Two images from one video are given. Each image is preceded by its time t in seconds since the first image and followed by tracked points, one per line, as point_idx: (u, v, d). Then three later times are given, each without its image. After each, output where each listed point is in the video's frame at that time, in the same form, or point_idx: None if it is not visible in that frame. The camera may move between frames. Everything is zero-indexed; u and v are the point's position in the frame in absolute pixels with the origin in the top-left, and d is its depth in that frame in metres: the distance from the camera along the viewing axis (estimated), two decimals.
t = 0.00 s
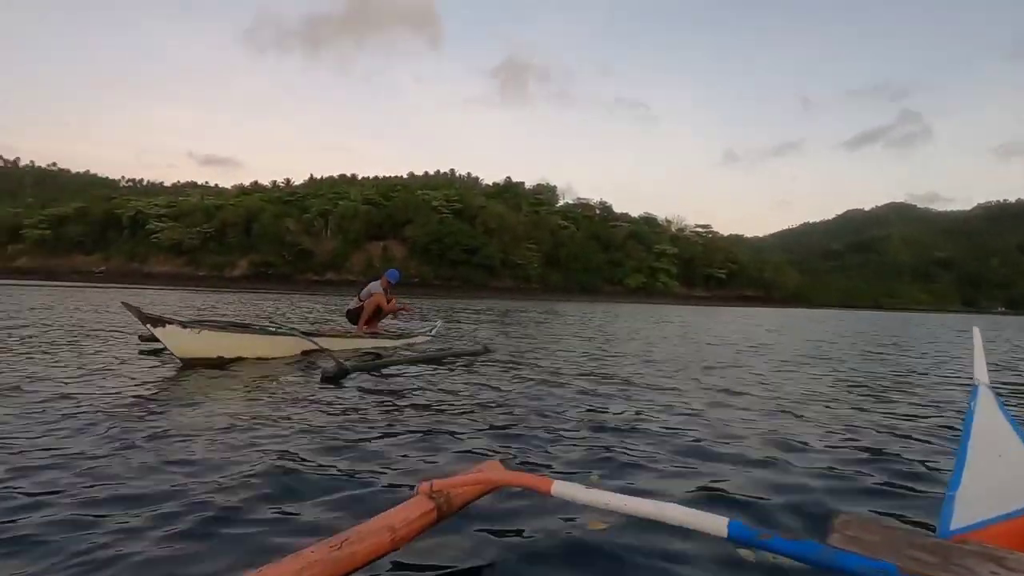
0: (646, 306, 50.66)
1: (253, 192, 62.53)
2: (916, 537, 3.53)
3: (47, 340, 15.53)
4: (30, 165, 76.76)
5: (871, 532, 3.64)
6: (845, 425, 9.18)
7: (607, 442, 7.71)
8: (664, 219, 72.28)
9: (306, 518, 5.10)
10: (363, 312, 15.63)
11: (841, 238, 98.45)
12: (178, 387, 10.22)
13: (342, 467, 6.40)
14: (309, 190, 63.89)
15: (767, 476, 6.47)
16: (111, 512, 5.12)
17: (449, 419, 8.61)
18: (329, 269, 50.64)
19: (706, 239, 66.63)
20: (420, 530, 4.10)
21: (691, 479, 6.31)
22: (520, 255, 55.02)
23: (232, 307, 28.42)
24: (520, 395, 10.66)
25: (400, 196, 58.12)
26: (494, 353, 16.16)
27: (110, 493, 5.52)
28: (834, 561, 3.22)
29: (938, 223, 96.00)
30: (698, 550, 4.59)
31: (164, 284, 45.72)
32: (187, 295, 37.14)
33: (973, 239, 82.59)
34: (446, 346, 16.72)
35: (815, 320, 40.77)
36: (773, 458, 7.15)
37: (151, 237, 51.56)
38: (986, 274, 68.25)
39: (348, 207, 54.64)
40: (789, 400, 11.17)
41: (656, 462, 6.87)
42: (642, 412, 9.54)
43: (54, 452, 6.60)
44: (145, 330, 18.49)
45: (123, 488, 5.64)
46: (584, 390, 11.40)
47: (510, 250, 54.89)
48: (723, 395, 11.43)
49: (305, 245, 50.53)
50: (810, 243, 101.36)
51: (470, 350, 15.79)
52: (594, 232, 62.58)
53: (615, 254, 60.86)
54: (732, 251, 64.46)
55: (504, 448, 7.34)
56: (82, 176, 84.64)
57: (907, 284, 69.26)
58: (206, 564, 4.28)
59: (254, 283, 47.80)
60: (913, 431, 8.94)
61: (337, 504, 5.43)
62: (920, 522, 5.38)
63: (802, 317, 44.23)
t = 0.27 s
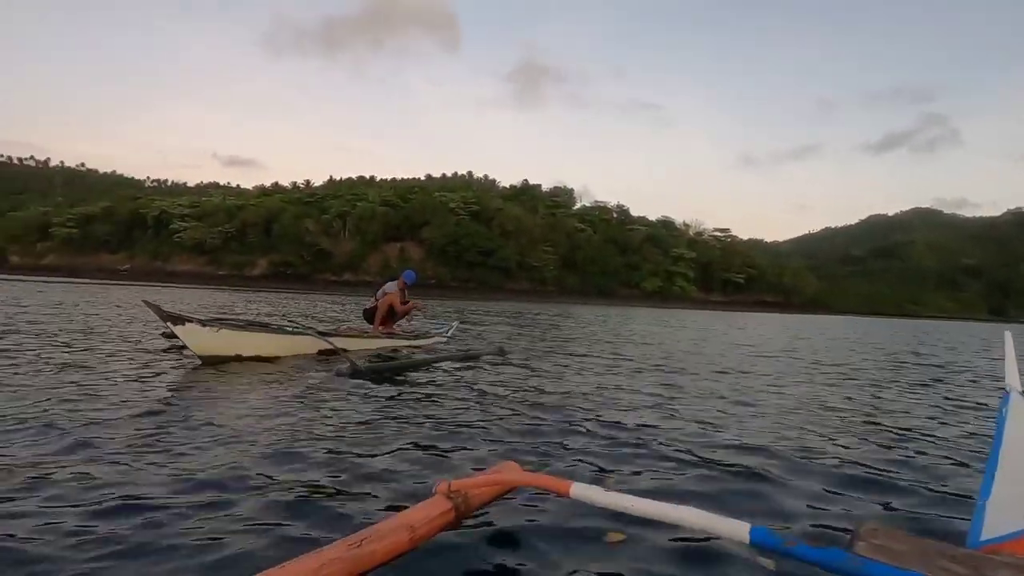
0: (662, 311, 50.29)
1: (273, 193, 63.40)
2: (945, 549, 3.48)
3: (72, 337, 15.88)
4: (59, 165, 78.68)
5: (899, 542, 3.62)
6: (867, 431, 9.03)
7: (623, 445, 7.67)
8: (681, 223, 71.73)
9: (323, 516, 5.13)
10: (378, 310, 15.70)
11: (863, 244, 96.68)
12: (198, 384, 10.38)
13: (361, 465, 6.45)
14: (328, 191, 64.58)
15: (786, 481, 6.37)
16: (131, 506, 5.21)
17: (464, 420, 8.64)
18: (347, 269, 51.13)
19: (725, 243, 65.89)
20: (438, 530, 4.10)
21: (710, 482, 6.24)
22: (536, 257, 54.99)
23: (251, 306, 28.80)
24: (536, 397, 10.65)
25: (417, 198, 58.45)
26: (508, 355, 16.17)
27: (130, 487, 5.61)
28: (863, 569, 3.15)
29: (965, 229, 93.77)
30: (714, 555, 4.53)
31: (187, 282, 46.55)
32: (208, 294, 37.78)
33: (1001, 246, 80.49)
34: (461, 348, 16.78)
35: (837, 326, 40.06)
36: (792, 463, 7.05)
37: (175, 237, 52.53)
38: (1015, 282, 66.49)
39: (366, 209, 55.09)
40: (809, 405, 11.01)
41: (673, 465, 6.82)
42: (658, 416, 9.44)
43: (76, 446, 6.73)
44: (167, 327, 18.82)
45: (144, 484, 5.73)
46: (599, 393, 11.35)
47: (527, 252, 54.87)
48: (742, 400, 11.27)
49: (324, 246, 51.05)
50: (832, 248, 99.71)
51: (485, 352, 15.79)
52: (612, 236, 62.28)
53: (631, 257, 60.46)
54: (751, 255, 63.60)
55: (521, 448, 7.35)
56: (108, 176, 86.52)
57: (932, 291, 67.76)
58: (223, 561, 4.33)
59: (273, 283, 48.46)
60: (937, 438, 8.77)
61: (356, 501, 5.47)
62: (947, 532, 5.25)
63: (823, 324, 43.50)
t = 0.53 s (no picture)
0: (670, 311, 50.14)
1: (283, 193, 63.85)
2: (957, 549, 3.52)
3: (84, 335, 16.07)
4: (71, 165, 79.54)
5: (906, 542, 3.61)
6: (875, 433, 9.00)
7: (629, 446, 7.65)
8: (690, 223, 71.45)
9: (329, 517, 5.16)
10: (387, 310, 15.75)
11: (874, 245, 95.75)
12: (206, 384, 10.47)
13: (368, 466, 6.51)
14: (337, 192, 64.91)
15: (792, 483, 6.33)
16: (138, 507, 5.27)
17: (469, 421, 8.67)
18: (356, 269, 51.42)
19: (733, 243, 65.55)
20: (443, 531, 4.11)
21: (716, 484, 6.23)
22: (544, 258, 55.03)
23: (260, 305, 29.01)
24: (541, 397, 10.66)
25: (425, 199, 58.66)
26: (514, 355, 16.23)
27: (137, 487, 5.68)
28: (869, 569, 3.14)
29: (978, 230, 92.65)
30: (718, 561, 4.50)
31: (197, 282, 46.99)
32: (218, 293, 38.08)
33: (1015, 247, 79.52)
34: (467, 348, 16.82)
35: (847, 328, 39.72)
36: (800, 465, 7.03)
37: (186, 237, 53.04)
38: None
39: (375, 209, 55.38)
40: (818, 407, 10.97)
41: (679, 466, 6.81)
42: (665, 417, 9.41)
43: (85, 445, 6.82)
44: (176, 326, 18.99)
45: (151, 483, 5.80)
46: (605, 393, 11.37)
47: (534, 253, 54.88)
48: (750, 401, 11.21)
49: (333, 246, 51.35)
50: (842, 248, 98.89)
51: (492, 352, 15.80)
52: (620, 236, 62.16)
53: (639, 258, 60.28)
54: (761, 256, 63.20)
55: (526, 448, 7.38)
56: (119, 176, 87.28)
57: (944, 293, 67.09)
58: (228, 562, 4.37)
59: (283, 283, 48.83)
60: (946, 440, 8.71)
61: (363, 502, 5.55)
62: (956, 534, 5.19)
63: (833, 325, 43.13)
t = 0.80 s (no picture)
0: (672, 308, 50.11)
1: (284, 190, 63.90)
2: (957, 546, 3.54)
3: (86, 333, 16.12)
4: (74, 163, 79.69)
5: (906, 541, 3.62)
6: (876, 429, 9.01)
7: (630, 443, 7.66)
8: (692, 220, 71.33)
9: (328, 516, 5.17)
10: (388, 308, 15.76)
11: (877, 241, 95.47)
12: (207, 381, 10.51)
13: (369, 463, 6.53)
14: (339, 189, 64.96)
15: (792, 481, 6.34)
16: (137, 504, 5.28)
17: (470, 418, 8.69)
18: (358, 266, 51.47)
19: (735, 240, 65.42)
20: (442, 531, 4.14)
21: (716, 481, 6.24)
22: (546, 255, 55.00)
23: (261, 303, 29.06)
24: (542, 394, 10.69)
25: (427, 196, 58.63)
26: (516, 352, 16.26)
27: (136, 484, 5.69)
28: (868, 568, 3.15)
29: (981, 226, 92.25)
30: (717, 560, 4.52)
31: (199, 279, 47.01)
32: (221, 290, 38.18)
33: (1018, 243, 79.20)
34: (469, 344, 16.85)
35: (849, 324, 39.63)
36: (800, 462, 7.04)
37: (188, 234, 53.12)
38: None
39: (377, 206, 55.45)
40: (820, 403, 10.98)
41: (679, 463, 6.82)
42: (666, 414, 9.43)
43: (85, 443, 6.84)
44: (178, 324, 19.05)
45: (150, 480, 5.82)
46: (606, 390, 11.39)
47: (536, 249, 54.82)
48: (753, 399, 11.20)
49: (335, 244, 51.42)
50: (845, 245, 98.61)
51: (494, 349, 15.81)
52: (621, 233, 62.05)
53: (641, 254, 60.16)
54: (763, 252, 63.06)
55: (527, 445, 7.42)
56: (121, 174, 87.38)
57: (947, 289, 66.88)
58: (225, 559, 4.38)
59: (285, 280, 48.86)
60: (947, 436, 8.72)
61: (365, 498, 5.58)
62: (956, 532, 5.18)
63: (835, 321, 43.04)
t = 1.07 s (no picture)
0: (664, 303, 50.27)
1: (275, 187, 63.49)
2: (936, 536, 3.63)
3: (74, 333, 15.99)
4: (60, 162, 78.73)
5: (887, 533, 3.67)
6: (863, 421, 9.12)
7: (619, 438, 7.72)
8: (684, 215, 71.61)
9: (314, 514, 5.16)
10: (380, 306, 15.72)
11: (867, 235, 96.23)
12: (196, 380, 10.46)
13: (360, 460, 6.55)
14: (330, 186, 64.60)
15: (776, 474, 6.42)
16: (123, 503, 5.27)
17: (461, 414, 8.71)
18: (350, 264, 51.24)
19: (727, 234, 65.72)
20: (430, 531, 4.16)
21: (704, 476, 6.31)
22: (538, 251, 55.01)
23: (251, 301, 28.89)
24: (533, 390, 10.73)
25: (419, 192, 58.43)
26: (507, 348, 16.29)
27: (124, 484, 5.68)
28: (850, 560, 3.20)
29: (969, 220, 93.14)
30: (703, 552, 4.59)
31: (189, 278, 46.61)
32: (210, 289, 37.90)
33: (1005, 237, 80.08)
34: (460, 341, 16.87)
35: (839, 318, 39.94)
36: (788, 455, 7.13)
37: (177, 233, 52.65)
38: (1020, 273, 66.05)
39: (368, 203, 55.24)
40: (808, 396, 11.08)
41: (668, 458, 6.89)
42: (656, 409, 9.50)
43: (72, 444, 6.80)
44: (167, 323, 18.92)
45: (138, 479, 5.81)
46: (597, 385, 11.45)
47: (528, 246, 54.77)
48: (740, 392, 11.28)
49: (326, 241, 51.17)
50: (835, 239, 99.29)
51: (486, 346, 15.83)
52: (614, 229, 62.12)
53: (633, 250, 60.29)
54: (754, 247, 63.39)
55: (516, 441, 7.46)
56: (109, 172, 86.44)
57: (936, 283, 67.53)
58: (212, 558, 4.39)
59: (276, 278, 48.53)
60: (933, 427, 8.84)
61: (356, 496, 5.60)
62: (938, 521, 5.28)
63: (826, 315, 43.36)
